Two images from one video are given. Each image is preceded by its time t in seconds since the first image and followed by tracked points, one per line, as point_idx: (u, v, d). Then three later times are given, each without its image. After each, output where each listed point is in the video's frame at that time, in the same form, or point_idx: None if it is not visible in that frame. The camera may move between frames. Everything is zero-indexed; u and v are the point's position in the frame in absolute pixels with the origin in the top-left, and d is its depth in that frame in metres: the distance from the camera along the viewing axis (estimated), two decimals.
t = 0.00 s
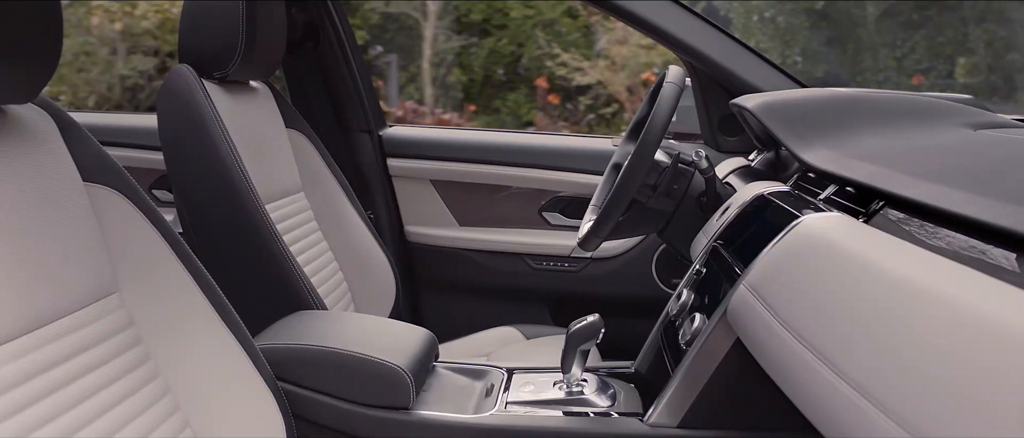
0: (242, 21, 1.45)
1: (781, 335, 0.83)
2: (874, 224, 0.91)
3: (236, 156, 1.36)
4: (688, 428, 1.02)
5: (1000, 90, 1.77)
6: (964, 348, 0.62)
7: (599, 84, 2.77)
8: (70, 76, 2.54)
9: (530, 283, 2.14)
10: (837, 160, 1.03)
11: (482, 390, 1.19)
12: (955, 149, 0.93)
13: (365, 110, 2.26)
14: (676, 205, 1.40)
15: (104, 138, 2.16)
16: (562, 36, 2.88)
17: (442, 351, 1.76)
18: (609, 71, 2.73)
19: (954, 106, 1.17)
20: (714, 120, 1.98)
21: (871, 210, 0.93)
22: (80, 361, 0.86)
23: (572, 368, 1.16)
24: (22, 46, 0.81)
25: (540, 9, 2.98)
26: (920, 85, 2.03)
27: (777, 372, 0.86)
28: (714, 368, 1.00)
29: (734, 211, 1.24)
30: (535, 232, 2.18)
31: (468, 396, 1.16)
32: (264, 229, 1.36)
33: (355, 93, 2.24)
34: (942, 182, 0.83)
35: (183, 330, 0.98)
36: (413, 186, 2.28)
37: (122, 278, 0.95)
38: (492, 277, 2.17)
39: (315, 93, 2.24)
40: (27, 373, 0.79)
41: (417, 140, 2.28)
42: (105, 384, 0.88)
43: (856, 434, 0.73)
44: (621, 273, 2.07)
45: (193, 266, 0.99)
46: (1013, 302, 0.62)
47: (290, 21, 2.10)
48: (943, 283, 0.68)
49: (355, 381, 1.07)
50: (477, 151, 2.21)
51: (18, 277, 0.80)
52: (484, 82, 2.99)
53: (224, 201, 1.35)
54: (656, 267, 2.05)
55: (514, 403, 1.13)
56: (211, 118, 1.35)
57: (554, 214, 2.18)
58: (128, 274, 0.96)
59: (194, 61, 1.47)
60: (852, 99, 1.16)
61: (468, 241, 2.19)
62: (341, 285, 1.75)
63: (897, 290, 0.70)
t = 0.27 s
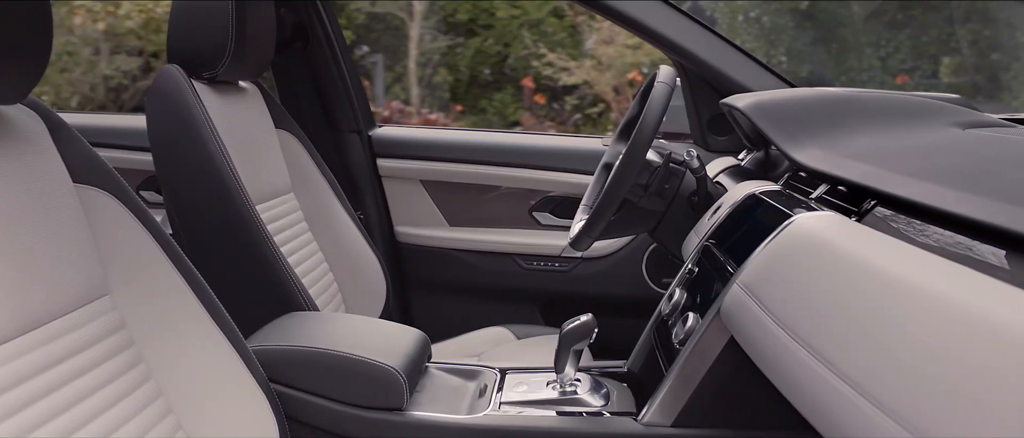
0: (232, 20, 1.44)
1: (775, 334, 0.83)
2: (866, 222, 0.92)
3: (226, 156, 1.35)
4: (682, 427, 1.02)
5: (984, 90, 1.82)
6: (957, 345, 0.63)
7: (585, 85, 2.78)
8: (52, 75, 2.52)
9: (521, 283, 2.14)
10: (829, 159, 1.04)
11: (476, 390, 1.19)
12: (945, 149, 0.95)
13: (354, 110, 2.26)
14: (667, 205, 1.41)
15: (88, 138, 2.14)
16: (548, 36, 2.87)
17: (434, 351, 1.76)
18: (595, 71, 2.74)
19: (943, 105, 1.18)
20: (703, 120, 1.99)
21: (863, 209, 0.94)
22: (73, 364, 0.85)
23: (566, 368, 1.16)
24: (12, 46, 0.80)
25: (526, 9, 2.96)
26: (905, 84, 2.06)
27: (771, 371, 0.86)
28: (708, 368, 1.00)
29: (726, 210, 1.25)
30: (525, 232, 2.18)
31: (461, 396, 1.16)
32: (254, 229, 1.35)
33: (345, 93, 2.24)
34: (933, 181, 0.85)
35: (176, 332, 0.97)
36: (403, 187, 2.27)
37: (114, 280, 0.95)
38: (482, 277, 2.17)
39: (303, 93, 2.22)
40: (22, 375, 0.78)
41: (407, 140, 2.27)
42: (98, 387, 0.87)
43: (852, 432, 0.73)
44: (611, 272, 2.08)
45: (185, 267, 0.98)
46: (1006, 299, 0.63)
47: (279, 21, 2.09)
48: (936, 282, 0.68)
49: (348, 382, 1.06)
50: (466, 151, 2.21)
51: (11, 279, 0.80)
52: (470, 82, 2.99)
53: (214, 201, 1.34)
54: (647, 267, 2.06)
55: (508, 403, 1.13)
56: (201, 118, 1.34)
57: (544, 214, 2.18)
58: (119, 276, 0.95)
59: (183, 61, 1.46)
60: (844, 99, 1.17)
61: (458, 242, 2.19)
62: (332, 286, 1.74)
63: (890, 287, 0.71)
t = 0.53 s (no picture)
0: (223, 20, 1.43)
1: (772, 332, 0.84)
2: (860, 221, 0.93)
3: (218, 156, 1.35)
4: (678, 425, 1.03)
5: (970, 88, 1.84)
6: (954, 343, 0.63)
7: (572, 84, 2.78)
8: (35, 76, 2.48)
9: (513, 283, 2.14)
10: (822, 158, 1.04)
11: (470, 390, 1.19)
12: (937, 148, 0.96)
13: (345, 110, 2.25)
14: (660, 205, 1.41)
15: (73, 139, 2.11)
16: (535, 36, 2.86)
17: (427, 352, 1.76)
18: (582, 70, 2.74)
19: (933, 105, 1.19)
20: (694, 119, 1.99)
21: (857, 207, 0.95)
22: (67, 367, 0.84)
23: (561, 367, 1.16)
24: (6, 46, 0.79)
25: (513, 9, 2.95)
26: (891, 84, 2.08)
27: (767, 369, 0.87)
28: (704, 366, 1.00)
29: (719, 210, 1.25)
30: (517, 232, 2.18)
31: (456, 396, 1.16)
32: (247, 230, 1.34)
33: (335, 93, 2.23)
34: (926, 180, 0.85)
35: (169, 336, 0.96)
36: (394, 187, 2.27)
37: (107, 283, 0.94)
38: (474, 277, 2.16)
39: (293, 93, 2.22)
40: (18, 377, 0.78)
41: (398, 140, 2.27)
42: (92, 390, 0.86)
43: (850, 429, 0.74)
44: (603, 272, 2.08)
45: (179, 270, 0.97)
46: (1002, 297, 0.64)
47: (270, 22, 2.08)
48: (934, 280, 0.69)
49: (344, 383, 1.06)
50: (457, 151, 2.20)
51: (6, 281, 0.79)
52: (457, 82, 2.99)
53: (206, 202, 1.33)
54: (639, 266, 2.07)
55: (503, 403, 1.13)
56: (193, 119, 1.34)
57: (536, 214, 2.19)
58: (112, 279, 0.94)
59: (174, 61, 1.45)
60: (836, 98, 1.18)
61: (450, 242, 2.19)
62: (324, 287, 1.73)
63: (887, 286, 0.72)
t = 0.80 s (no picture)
0: (217, 20, 1.42)
1: (771, 331, 0.84)
2: (858, 220, 0.94)
3: (212, 156, 1.34)
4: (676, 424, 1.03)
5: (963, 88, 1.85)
6: (954, 340, 0.64)
7: (562, 84, 2.84)
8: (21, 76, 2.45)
9: (508, 283, 2.14)
10: (819, 157, 1.05)
11: (468, 391, 1.19)
12: (933, 147, 0.96)
13: (339, 110, 2.24)
14: (656, 205, 1.42)
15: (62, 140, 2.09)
16: (524, 35, 2.85)
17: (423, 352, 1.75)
18: (572, 70, 2.82)
19: (928, 104, 1.20)
20: (688, 119, 2.00)
21: (855, 207, 0.96)
22: (64, 370, 0.84)
23: (559, 367, 1.16)
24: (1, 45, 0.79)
25: (503, 8, 2.91)
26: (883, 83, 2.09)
27: (768, 367, 0.87)
28: (702, 366, 1.01)
29: (716, 209, 1.26)
30: (512, 232, 2.18)
31: (454, 397, 1.15)
32: (242, 230, 1.33)
33: (329, 93, 2.22)
34: (923, 178, 0.86)
35: (166, 337, 0.95)
36: (388, 187, 2.26)
37: (104, 284, 0.93)
38: (469, 277, 2.16)
39: (287, 93, 2.21)
40: (18, 379, 0.78)
41: (391, 140, 2.26)
42: (89, 393, 0.85)
43: (851, 425, 0.74)
44: (598, 272, 2.08)
45: (176, 271, 0.97)
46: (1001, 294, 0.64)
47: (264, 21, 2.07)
48: (932, 278, 0.69)
49: (342, 385, 1.06)
50: (452, 151, 2.20)
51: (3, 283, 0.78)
52: (446, 82, 2.94)
53: (201, 202, 1.32)
54: (634, 265, 2.07)
55: (502, 403, 1.13)
56: (187, 119, 1.33)
57: (530, 213, 2.19)
58: (109, 280, 0.93)
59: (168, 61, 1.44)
60: (831, 98, 1.19)
61: (445, 242, 2.18)
62: (319, 288, 1.72)
63: (886, 284, 0.72)
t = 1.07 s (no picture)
0: (212, 19, 1.42)
1: (772, 329, 0.85)
2: (856, 219, 0.94)
3: (208, 157, 1.33)
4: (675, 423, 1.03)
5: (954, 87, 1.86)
6: (952, 337, 0.64)
7: (551, 84, 2.82)
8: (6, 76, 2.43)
9: (502, 283, 2.14)
10: (815, 156, 1.05)
11: (467, 391, 1.19)
12: (929, 146, 0.97)
13: (333, 110, 2.23)
14: (651, 204, 1.43)
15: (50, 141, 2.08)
16: (513, 35, 2.83)
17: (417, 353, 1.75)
18: (561, 70, 2.80)
19: (921, 103, 1.21)
20: (682, 118, 2.00)
21: (853, 206, 0.96)
22: (63, 372, 0.83)
23: (557, 367, 1.16)
24: None
25: (492, 8, 2.89)
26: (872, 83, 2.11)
27: (769, 365, 0.87)
28: (702, 364, 1.01)
29: (713, 208, 1.26)
30: (506, 232, 2.17)
31: (452, 397, 1.15)
32: (239, 232, 1.33)
33: (323, 93, 2.21)
34: (920, 177, 0.86)
35: (164, 339, 0.95)
36: (382, 187, 2.26)
37: (101, 286, 0.92)
38: (463, 277, 2.16)
39: (280, 93, 2.20)
40: (16, 381, 0.77)
41: (385, 140, 2.25)
42: (89, 395, 0.85)
43: (852, 422, 0.75)
44: (592, 271, 2.08)
45: (173, 272, 0.96)
46: (1000, 288, 0.65)
47: (258, 22, 2.07)
48: (931, 275, 0.70)
49: (341, 385, 1.05)
50: (446, 151, 2.19)
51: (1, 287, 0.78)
52: (435, 83, 2.95)
53: (196, 204, 1.31)
54: (628, 265, 2.07)
55: (500, 403, 1.13)
56: (183, 120, 1.32)
57: (524, 213, 2.18)
58: (106, 282, 0.93)
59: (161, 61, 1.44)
60: (826, 98, 1.20)
61: (439, 242, 2.18)
62: (314, 288, 1.72)
63: (886, 282, 0.72)
